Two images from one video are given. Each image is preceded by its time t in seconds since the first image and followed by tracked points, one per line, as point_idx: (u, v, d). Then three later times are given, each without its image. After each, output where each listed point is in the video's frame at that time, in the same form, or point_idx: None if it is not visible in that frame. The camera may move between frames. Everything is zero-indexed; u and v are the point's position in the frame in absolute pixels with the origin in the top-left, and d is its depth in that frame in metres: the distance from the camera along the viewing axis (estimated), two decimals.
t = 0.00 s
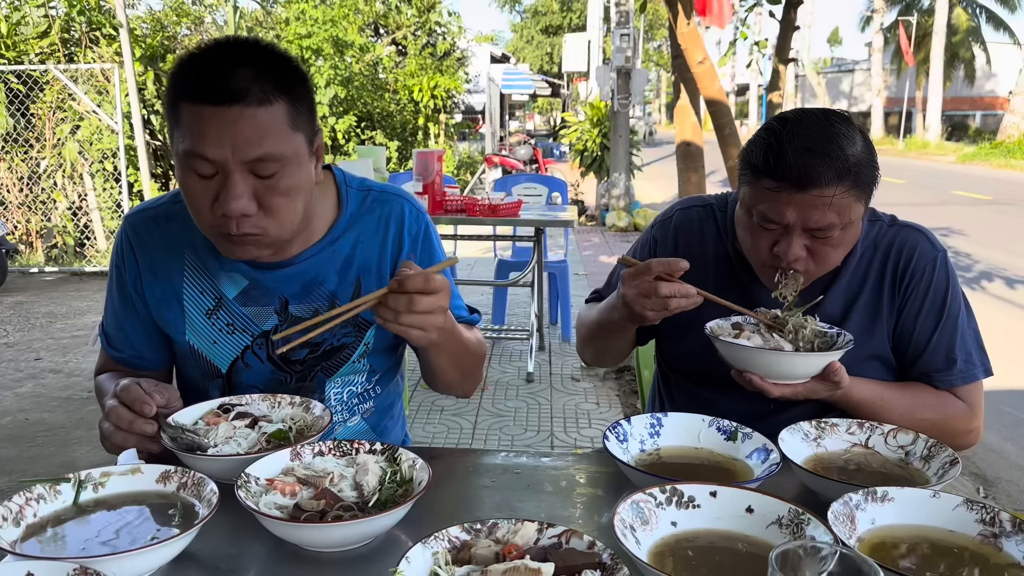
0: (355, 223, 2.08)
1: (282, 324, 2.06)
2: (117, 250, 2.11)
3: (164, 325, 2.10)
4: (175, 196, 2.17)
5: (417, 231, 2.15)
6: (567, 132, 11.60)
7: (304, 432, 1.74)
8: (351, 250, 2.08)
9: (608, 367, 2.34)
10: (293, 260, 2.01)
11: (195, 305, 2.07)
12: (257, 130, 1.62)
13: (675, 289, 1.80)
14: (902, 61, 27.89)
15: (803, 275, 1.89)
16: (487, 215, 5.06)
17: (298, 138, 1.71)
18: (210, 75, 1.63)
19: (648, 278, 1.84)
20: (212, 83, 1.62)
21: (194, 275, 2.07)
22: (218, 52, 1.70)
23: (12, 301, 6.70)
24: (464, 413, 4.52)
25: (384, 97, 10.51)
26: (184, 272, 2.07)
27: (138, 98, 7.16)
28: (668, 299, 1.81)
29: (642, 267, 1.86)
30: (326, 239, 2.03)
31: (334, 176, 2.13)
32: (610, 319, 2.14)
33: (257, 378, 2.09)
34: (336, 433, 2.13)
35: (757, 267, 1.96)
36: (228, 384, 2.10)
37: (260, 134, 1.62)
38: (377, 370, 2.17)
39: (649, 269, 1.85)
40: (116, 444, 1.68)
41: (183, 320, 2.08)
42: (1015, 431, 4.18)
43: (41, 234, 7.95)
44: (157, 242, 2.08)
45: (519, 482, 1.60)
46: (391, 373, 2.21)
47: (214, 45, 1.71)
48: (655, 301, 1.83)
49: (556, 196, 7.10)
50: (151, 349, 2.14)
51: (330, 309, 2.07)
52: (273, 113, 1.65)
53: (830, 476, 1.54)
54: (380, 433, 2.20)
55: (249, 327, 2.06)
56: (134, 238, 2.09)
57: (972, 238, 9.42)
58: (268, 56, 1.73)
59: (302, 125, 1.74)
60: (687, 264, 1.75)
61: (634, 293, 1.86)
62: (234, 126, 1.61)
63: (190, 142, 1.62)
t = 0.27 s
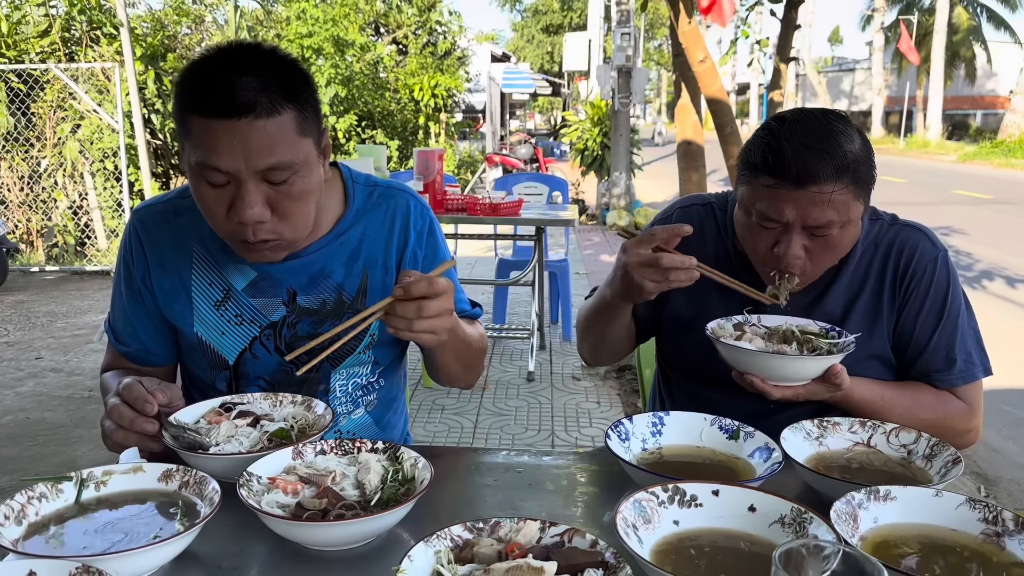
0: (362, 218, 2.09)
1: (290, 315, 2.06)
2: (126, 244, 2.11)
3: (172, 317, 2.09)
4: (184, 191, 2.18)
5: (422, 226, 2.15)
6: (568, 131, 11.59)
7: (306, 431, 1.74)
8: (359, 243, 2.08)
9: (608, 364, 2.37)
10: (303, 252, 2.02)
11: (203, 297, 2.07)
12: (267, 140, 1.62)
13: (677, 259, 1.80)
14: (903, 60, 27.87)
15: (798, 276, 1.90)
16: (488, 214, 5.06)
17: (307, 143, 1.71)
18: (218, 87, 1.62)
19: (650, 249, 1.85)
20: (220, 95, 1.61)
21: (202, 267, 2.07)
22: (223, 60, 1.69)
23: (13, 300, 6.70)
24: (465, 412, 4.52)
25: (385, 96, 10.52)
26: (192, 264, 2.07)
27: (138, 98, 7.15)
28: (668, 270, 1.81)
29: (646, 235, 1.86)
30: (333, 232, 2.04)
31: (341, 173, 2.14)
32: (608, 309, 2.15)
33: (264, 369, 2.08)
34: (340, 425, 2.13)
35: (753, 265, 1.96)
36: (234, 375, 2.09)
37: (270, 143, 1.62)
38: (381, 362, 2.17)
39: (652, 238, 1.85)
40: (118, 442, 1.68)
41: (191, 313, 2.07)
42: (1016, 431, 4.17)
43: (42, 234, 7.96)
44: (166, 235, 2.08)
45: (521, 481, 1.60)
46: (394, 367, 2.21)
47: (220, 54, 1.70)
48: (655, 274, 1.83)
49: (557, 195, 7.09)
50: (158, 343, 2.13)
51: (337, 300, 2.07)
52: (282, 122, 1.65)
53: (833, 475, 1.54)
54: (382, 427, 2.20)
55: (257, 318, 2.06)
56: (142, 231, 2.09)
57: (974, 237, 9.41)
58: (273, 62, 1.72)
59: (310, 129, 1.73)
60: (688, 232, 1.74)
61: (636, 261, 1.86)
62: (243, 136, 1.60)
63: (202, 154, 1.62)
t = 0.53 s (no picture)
0: (364, 213, 2.09)
1: (292, 308, 2.06)
2: (129, 237, 2.11)
3: (175, 311, 2.09)
4: (188, 186, 2.18)
5: (424, 222, 2.15)
6: (569, 130, 11.58)
7: (308, 428, 1.74)
8: (360, 237, 2.08)
9: (614, 366, 2.35)
10: (305, 246, 2.03)
11: (206, 290, 2.07)
12: (274, 130, 1.61)
13: (690, 250, 1.80)
14: (904, 59, 27.85)
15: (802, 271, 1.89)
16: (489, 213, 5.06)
17: (312, 133, 1.71)
18: (225, 78, 1.62)
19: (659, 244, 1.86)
20: (227, 85, 1.61)
21: (205, 260, 2.07)
22: (229, 51, 1.69)
23: (14, 299, 6.70)
24: (466, 410, 4.52)
25: (386, 95, 10.52)
26: (195, 258, 2.07)
27: (139, 96, 7.15)
28: (683, 262, 1.81)
29: (653, 235, 1.87)
30: (335, 227, 2.05)
31: (344, 168, 2.14)
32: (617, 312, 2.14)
33: (265, 362, 2.08)
34: (340, 419, 2.13)
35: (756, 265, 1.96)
36: (236, 368, 2.08)
37: (277, 133, 1.62)
38: (382, 356, 2.17)
39: (660, 235, 1.87)
40: (119, 440, 1.67)
41: (194, 306, 2.07)
42: (1018, 429, 4.17)
43: (43, 232, 7.97)
44: (170, 229, 2.08)
45: (523, 479, 1.59)
46: (395, 361, 2.21)
47: (226, 46, 1.70)
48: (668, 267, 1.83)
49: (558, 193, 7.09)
50: (161, 338, 2.13)
51: (338, 293, 2.07)
52: (289, 113, 1.65)
53: (835, 472, 1.53)
54: (383, 422, 2.19)
55: (260, 310, 2.06)
56: (146, 225, 2.09)
57: (975, 236, 9.40)
58: (278, 54, 1.72)
59: (316, 120, 1.73)
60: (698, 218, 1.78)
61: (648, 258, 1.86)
62: (250, 127, 1.60)
63: (209, 144, 1.62)
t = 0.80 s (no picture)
0: (365, 211, 2.09)
1: (294, 305, 2.06)
2: (133, 234, 2.12)
3: (177, 307, 2.09)
4: (192, 183, 2.18)
5: (426, 220, 2.15)
6: (570, 129, 11.58)
7: (311, 428, 1.74)
8: (362, 236, 2.08)
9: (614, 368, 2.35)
10: (307, 243, 2.03)
11: (209, 287, 2.07)
12: (274, 128, 1.61)
13: (702, 257, 1.81)
14: (904, 58, 27.88)
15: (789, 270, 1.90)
16: (491, 212, 5.06)
17: (313, 132, 1.71)
18: (225, 77, 1.63)
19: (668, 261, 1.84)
20: (227, 84, 1.61)
21: (208, 257, 2.07)
22: (230, 51, 1.70)
23: (16, 298, 6.71)
24: (468, 409, 4.52)
25: (387, 94, 10.52)
26: (198, 254, 2.07)
27: (140, 95, 7.15)
28: (697, 270, 1.82)
29: (661, 253, 1.84)
30: (337, 225, 2.04)
31: (346, 166, 2.14)
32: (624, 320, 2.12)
33: (267, 358, 2.08)
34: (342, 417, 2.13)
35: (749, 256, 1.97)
36: (238, 364, 2.08)
37: (277, 132, 1.62)
38: (383, 355, 2.16)
39: (667, 251, 1.83)
40: (123, 439, 1.67)
41: (197, 302, 2.08)
42: (1019, 429, 4.17)
43: (45, 231, 7.97)
44: (173, 225, 2.08)
45: (526, 478, 1.60)
46: (397, 359, 2.21)
47: (227, 45, 1.71)
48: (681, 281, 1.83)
49: (560, 193, 7.09)
50: (165, 334, 2.13)
51: (340, 291, 2.07)
52: (288, 111, 1.64)
53: (838, 472, 1.54)
54: (385, 421, 2.20)
55: (262, 307, 2.06)
56: (150, 222, 2.09)
57: (977, 235, 9.39)
58: (279, 53, 1.72)
59: (317, 119, 1.73)
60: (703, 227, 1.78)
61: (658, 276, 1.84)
62: (250, 125, 1.60)
63: (209, 143, 1.62)
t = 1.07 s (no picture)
0: (365, 210, 2.08)
1: (294, 304, 2.06)
2: (132, 234, 2.12)
3: (177, 307, 2.09)
4: (192, 182, 2.18)
5: (425, 218, 2.15)
6: (571, 128, 11.57)
7: (312, 427, 1.75)
8: (361, 234, 2.08)
9: (612, 360, 2.35)
10: (306, 242, 2.03)
11: (208, 286, 2.07)
12: (273, 126, 1.61)
13: (678, 279, 1.78)
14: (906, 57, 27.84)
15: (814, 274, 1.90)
16: (492, 211, 5.06)
17: (311, 129, 1.71)
18: (223, 76, 1.63)
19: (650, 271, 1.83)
20: (225, 83, 1.61)
21: (208, 256, 2.07)
22: (227, 49, 1.70)
23: (17, 296, 6.72)
24: (469, 408, 4.52)
25: (388, 93, 10.52)
26: (198, 254, 2.07)
27: (141, 94, 7.15)
28: (670, 290, 1.80)
29: (643, 258, 1.84)
30: (337, 223, 2.04)
31: (345, 163, 2.14)
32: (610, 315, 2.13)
33: (267, 358, 2.08)
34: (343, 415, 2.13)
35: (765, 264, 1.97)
36: (238, 363, 2.09)
37: (276, 130, 1.62)
38: (384, 354, 2.16)
39: (650, 258, 1.83)
40: (124, 438, 1.68)
41: (196, 301, 2.08)
42: (1021, 428, 4.16)
43: (46, 230, 7.97)
44: (172, 225, 2.08)
45: (526, 477, 1.60)
46: (398, 358, 2.21)
47: (224, 44, 1.71)
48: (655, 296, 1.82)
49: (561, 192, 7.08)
50: (165, 334, 2.13)
51: (340, 289, 2.07)
52: (287, 109, 1.64)
53: (839, 471, 1.54)
54: (386, 419, 2.20)
55: (261, 306, 2.06)
56: (149, 221, 2.09)
57: (978, 234, 9.38)
58: (276, 51, 1.72)
59: (315, 116, 1.73)
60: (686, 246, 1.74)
61: (636, 282, 1.84)
62: (248, 123, 1.60)
63: (208, 142, 1.62)
